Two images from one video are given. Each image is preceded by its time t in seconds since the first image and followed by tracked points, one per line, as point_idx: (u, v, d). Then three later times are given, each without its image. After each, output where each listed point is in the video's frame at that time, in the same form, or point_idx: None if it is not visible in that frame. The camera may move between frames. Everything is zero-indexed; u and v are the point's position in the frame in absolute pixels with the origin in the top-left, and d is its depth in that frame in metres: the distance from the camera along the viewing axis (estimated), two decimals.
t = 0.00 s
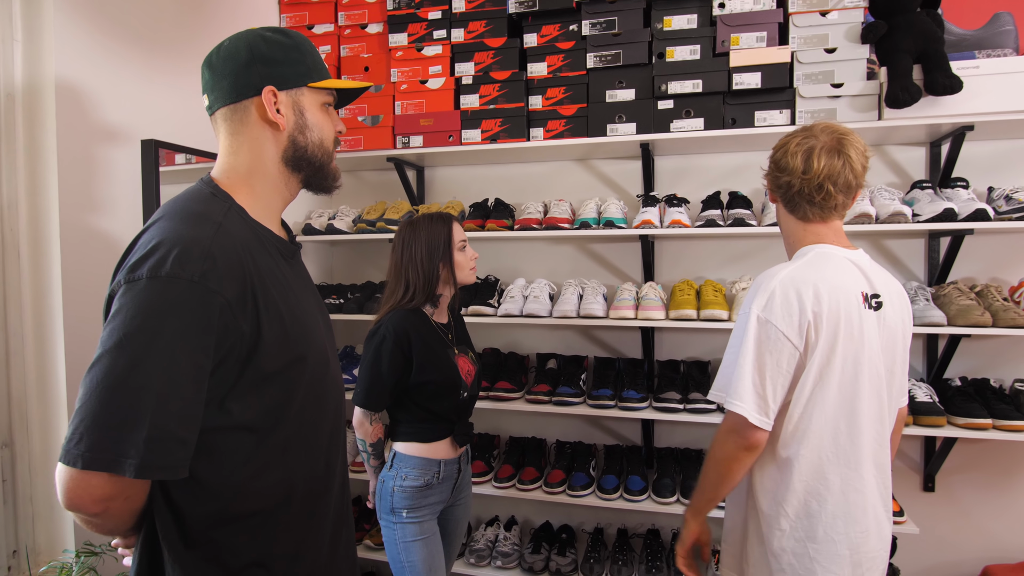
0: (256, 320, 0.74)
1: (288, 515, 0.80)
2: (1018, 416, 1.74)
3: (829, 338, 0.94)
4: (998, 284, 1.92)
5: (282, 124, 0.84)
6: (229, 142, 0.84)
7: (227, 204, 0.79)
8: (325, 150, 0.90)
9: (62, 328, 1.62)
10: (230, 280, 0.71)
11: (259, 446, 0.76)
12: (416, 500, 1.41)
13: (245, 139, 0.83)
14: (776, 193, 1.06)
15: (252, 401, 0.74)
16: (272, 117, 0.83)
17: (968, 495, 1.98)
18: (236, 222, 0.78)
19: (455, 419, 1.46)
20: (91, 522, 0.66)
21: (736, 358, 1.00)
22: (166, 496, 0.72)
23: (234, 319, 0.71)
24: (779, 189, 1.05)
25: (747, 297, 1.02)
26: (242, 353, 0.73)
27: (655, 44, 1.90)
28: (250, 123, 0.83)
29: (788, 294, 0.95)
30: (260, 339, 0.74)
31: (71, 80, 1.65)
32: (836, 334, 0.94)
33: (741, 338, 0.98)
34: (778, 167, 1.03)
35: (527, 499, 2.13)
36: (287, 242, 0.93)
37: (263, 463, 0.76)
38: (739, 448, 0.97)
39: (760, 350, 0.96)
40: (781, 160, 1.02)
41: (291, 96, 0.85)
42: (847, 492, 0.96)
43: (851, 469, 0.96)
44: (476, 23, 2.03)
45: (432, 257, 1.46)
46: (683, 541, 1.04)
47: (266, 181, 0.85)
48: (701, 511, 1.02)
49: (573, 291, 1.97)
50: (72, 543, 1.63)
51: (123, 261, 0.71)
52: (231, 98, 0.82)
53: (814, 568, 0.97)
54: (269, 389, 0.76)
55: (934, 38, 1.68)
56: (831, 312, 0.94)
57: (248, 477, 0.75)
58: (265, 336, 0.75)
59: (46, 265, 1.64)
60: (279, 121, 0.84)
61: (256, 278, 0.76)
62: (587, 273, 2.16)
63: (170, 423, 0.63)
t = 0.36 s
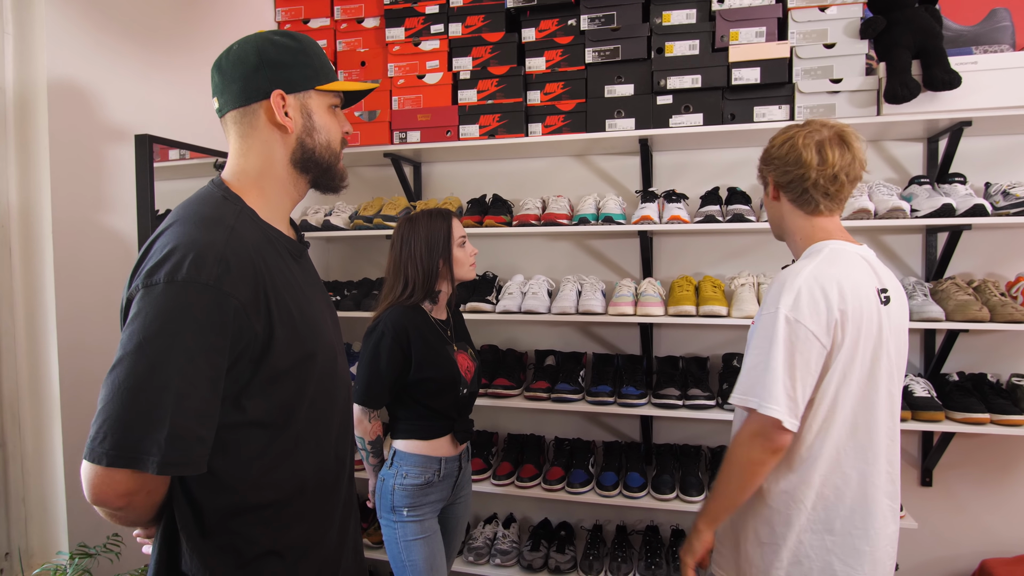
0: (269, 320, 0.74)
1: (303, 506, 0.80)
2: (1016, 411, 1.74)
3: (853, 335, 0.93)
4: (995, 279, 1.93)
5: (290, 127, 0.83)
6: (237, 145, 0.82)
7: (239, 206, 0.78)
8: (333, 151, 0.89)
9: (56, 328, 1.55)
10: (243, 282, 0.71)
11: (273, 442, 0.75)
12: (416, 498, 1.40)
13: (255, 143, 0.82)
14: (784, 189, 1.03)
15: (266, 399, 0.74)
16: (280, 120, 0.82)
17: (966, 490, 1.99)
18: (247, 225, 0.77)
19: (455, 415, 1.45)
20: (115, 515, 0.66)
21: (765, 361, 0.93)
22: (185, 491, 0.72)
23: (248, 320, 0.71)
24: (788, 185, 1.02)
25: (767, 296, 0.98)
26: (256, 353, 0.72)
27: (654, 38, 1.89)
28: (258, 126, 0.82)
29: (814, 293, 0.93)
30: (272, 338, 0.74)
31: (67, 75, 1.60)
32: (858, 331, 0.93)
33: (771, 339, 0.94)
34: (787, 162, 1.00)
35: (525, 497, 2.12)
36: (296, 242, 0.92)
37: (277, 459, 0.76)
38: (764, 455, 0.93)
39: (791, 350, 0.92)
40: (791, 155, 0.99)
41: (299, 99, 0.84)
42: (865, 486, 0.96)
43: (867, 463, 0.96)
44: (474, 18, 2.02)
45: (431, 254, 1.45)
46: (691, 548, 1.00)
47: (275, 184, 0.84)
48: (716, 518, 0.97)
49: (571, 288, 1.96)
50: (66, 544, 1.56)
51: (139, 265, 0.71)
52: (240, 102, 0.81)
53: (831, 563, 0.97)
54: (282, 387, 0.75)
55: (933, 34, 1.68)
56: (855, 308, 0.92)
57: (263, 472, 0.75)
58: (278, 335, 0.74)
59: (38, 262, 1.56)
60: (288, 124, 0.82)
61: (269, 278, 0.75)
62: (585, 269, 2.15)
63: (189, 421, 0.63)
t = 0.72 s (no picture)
0: (280, 329, 0.73)
1: (311, 511, 0.80)
2: (1008, 410, 1.75)
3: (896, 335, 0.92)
4: (986, 278, 1.94)
5: (302, 137, 0.82)
6: (248, 154, 0.81)
7: (249, 216, 0.76)
8: (342, 160, 0.88)
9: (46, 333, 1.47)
10: (256, 291, 0.69)
11: (282, 449, 0.74)
12: (411, 503, 1.39)
13: (266, 152, 0.81)
14: (798, 190, 1.02)
15: (276, 406, 0.73)
16: (292, 130, 0.80)
17: (958, 488, 2.00)
18: (259, 236, 0.75)
19: (450, 418, 1.44)
20: (125, 521, 0.65)
21: (832, 369, 0.88)
22: (194, 496, 0.70)
23: (260, 329, 0.69)
24: (807, 185, 1.00)
25: (815, 301, 0.93)
26: (266, 361, 0.71)
27: (647, 39, 1.89)
28: (270, 135, 0.80)
29: (863, 294, 0.90)
30: (283, 347, 0.73)
31: (60, 75, 1.53)
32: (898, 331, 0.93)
33: (836, 347, 0.88)
34: (806, 162, 1.00)
35: (520, 499, 2.11)
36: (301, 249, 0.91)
37: (284, 467, 0.75)
38: (851, 468, 0.86)
39: (858, 356, 0.87)
40: (814, 157, 0.99)
41: (311, 109, 0.82)
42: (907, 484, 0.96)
43: (906, 459, 0.96)
44: (467, 19, 2.01)
45: (425, 256, 1.44)
46: None
47: (285, 192, 0.83)
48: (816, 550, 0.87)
49: (566, 289, 1.96)
50: (55, 553, 1.49)
51: (148, 271, 0.69)
52: (252, 112, 0.79)
53: (885, 565, 0.96)
54: (291, 394, 0.74)
55: (925, 35, 1.69)
56: (894, 308, 0.92)
57: (271, 479, 0.74)
58: (288, 343, 0.73)
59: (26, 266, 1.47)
60: (300, 133, 0.81)
61: (279, 286, 0.74)
62: (580, 270, 2.15)
63: (202, 430, 0.62)
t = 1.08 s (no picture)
0: (276, 322, 0.72)
1: (306, 504, 0.80)
2: (989, 397, 1.78)
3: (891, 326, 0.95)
4: (968, 269, 1.97)
5: (296, 128, 0.81)
6: (241, 144, 0.79)
7: (242, 208, 0.75)
8: (334, 152, 0.87)
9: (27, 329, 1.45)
10: (253, 283, 0.69)
11: (277, 443, 0.74)
12: (398, 497, 1.39)
13: (259, 143, 0.79)
14: (791, 182, 1.02)
15: (273, 399, 0.72)
16: (286, 121, 0.79)
17: (940, 475, 2.03)
18: (254, 226, 0.75)
19: (437, 411, 1.44)
20: (118, 517, 0.64)
21: (848, 360, 0.87)
22: (188, 490, 0.70)
23: (256, 322, 0.69)
24: (801, 178, 1.01)
25: (826, 292, 0.91)
26: (263, 354, 0.70)
27: (635, 31, 1.88)
28: (264, 126, 0.79)
29: (870, 285, 0.91)
30: (279, 339, 0.72)
31: (41, 63, 1.50)
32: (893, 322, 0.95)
33: (852, 338, 0.87)
34: (801, 154, 1.00)
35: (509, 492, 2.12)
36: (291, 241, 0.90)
37: (279, 461, 0.74)
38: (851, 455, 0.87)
39: (870, 348, 0.88)
40: (809, 148, 0.99)
41: (305, 100, 0.81)
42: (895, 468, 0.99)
43: (896, 445, 0.99)
44: (453, 9, 1.99)
45: (411, 248, 1.43)
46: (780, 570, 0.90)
47: (278, 184, 0.82)
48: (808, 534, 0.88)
49: (554, 282, 1.96)
50: (40, 552, 1.47)
51: (137, 261, 0.67)
52: (245, 102, 0.78)
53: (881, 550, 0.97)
54: (288, 387, 0.74)
55: (910, 27, 1.69)
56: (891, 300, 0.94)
57: (267, 474, 0.73)
58: (284, 335, 0.73)
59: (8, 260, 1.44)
60: (294, 125, 0.80)
61: (274, 277, 0.73)
62: (568, 263, 2.15)
63: (203, 424, 0.61)
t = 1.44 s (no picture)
0: (254, 303, 0.73)
1: (286, 502, 0.79)
2: (987, 397, 1.78)
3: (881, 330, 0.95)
4: (966, 268, 1.97)
5: (284, 112, 0.81)
6: (228, 129, 0.80)
7: (227, 188, 0.77)
8: (324, 138, 0.88)
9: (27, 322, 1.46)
10: (230, 260, 0.70)
11: (254, 432, 0.73)
12: (395, 491, 1.39)
13: (246, 127, 0.80)
14: (777, 184, 1.02)
15: (250, 385, 0.72)
16: (273, 104, 0.80)
17: (939, 474, 2.03)
18: (236, 206, 0.75)
19: (434, 408, 1.44)
20: (79, 504, 0.64)
21: (833, 364, 0.87)
22: (159, 482, 0.69)
23: (231, 301, 0.69)
24: (786, 180, 1.00)
25: (815, 294, 0.91)
26: (239, 336, 0.71)
27: (634, 28, 1.89)
28: (251, 110, 0.80)
29: (861, 290, 0.91)
30: (257, 322, 0.73)
31: (38, 56, 1.50)
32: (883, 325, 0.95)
33: (837, 340, 0.88)
34: (787, 156, 0.98)
35: (507, 488, 2.12)
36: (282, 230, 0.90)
37: (256, 451, 0.74)
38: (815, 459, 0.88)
39: (855, 350, 0.88)
40: (794, 151, 0.97)
41: (292, 84, 0.82)
42: (885, 470, 0.99)
43: (885, 445, 0.99)
44: (453, 6, 2.00)
45: (410, 244, 1.43)
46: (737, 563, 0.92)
47: (266, 169, 0.82)
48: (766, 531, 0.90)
49: (552, 279, 1.96)
50: (40, 543, 1.49)
51: (120, 240, 0.69)
52: (232, 87, 0.79)
53: (867, 551, 0.97)
54: (265, 373, 0.74)
55: (909, 26, 1.70)
56: (880, 301, 0.94)
57: (242, 464, 0.73)
58: (262, 319, 0.73)
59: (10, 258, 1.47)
60: (281, 108, 0.81)
61: (255, 261, 0.74)
62: (567, 260, 2.15)
63: (167, 401, 0.61)
